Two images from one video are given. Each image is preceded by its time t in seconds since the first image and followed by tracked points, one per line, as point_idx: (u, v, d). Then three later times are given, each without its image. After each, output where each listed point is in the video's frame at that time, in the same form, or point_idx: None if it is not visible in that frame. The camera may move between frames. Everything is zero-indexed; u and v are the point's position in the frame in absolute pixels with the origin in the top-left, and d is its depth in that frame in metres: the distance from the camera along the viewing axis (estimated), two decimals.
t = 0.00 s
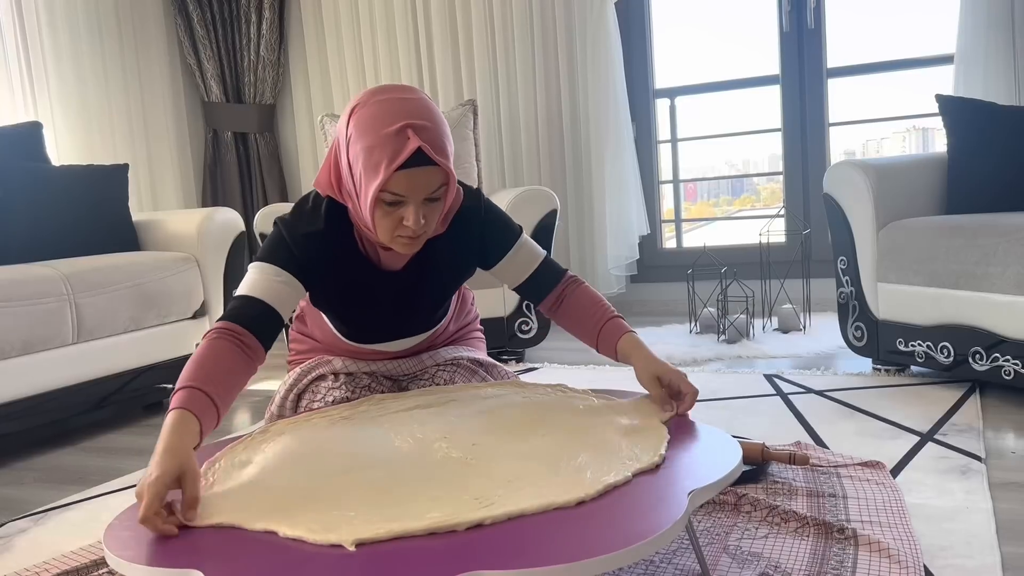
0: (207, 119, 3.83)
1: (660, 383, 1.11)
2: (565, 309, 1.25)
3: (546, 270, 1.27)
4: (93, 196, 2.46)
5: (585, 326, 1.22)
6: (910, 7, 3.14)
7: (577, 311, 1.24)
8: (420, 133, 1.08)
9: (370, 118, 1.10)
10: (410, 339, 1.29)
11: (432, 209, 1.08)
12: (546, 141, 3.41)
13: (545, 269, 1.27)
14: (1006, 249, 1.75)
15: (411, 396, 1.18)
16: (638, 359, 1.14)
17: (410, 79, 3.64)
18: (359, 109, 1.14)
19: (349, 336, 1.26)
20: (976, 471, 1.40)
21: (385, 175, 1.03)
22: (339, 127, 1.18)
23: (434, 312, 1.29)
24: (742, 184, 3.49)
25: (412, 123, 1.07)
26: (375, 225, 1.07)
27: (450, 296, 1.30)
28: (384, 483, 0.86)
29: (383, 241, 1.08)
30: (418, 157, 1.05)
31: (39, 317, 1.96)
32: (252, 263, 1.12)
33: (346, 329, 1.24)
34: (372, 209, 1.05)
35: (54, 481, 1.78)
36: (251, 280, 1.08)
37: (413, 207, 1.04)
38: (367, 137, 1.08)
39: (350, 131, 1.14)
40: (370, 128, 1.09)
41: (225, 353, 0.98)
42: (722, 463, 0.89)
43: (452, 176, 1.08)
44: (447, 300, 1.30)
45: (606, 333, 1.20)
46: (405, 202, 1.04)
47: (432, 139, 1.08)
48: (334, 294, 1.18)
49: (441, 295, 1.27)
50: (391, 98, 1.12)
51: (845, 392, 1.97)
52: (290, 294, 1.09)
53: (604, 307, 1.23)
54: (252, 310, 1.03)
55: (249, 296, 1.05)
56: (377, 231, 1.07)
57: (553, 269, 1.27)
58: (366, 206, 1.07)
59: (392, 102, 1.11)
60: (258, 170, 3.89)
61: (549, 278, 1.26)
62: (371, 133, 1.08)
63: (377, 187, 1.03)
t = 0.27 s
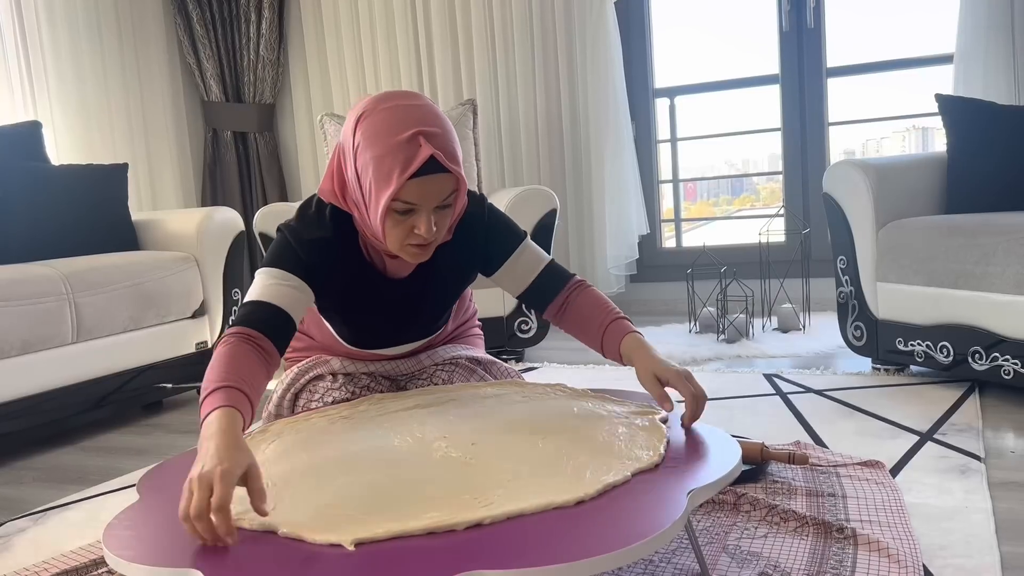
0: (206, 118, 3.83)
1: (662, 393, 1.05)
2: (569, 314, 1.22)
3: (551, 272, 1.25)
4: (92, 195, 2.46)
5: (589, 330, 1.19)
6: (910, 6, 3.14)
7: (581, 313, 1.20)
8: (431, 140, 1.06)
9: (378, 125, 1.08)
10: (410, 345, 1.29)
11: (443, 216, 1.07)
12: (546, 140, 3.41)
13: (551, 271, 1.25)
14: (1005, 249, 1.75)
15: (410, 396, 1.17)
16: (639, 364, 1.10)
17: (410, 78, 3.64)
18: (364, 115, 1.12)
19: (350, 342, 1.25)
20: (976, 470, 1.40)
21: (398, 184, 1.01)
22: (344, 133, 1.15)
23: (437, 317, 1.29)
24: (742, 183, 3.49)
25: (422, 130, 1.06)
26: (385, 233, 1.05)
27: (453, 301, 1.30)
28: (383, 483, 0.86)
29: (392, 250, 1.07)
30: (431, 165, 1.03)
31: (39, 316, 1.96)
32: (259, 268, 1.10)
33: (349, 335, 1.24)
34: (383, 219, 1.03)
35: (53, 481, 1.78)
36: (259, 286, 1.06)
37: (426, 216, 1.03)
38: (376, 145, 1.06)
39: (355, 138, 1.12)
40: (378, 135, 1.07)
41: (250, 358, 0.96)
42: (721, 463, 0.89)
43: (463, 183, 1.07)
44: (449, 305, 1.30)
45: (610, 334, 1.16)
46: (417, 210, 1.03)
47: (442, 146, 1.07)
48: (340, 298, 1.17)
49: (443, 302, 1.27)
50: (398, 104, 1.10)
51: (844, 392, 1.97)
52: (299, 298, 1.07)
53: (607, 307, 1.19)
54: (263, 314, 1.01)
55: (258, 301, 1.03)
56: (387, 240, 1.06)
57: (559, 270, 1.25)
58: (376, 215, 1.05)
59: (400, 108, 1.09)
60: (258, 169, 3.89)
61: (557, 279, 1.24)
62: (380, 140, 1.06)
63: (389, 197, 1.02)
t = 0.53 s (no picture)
0: (206, 118, 3.83)
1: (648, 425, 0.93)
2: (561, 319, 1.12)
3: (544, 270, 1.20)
4: (92, 195, 2.46)
5: (581, 340, 1.09)
6: (910, 7, 3.14)
7: (575, 324, 1.10)
8: (433, 143, 1.05)
9: (381, 127, 1.08)
10: (412, 349, 1.29)
11: (444, 221, 1.05)
12: (546, 140, 3.41)
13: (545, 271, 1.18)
14: (1005, 248, 1.75)
15: (410, 396, 1.17)
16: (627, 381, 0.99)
17: (410, 78, 3.64)
18: (370, 117, 1.12)
19: (355, 345, 1.23)
20: (975, 470, 1.40)
21: (396, 185, 1.01)
22: (350, 134, 1.15)
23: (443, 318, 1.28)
24: (742, 183, 3.49)
25: (425, 132, 1.05)
26: (385, 236, 1.04)
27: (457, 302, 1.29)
28: (382, 482, 0.86)
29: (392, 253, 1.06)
30: (431, 168, 1.02)
31: (38, 316, 1.96)
32: (273, 271, 1.06)
33: (355, 339, 1.22)
34: (382, 220, 1.03)
35: (53, 481, 1.78)
36: (277, 284, 1.03)
37: (424, 219, 1.01)
38: (379, 146, 1.05)
39: (360, 140, 1.12)
40: (381, 137, 1.06)
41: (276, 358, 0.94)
42: (721, 463, 0.89)
43: (465, 188, 1.06)
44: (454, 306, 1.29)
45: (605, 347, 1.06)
46: (416, 213, 1.02)
47: (445, 149, 1.06)
48: (352, 299, 1.15)
49: (446, 304, 1.26)
50: (403, 107, 1.10)
51: (844, 391, 1.97)
52: (320, 297, 1.05)
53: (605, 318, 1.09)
54: (283, 313, 0.98)
55: (275, 301, 1.00)
56: (386, 242, 1.05)
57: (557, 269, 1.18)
58: (376, 217, 1.04)
59: (405, 110, 1.09)
60: (257, 168, 3.89)
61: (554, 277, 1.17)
62: (382, 142, 1.06)
63: (388, 198, 1.01)
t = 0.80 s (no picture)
0: (206, 118, 3.83)
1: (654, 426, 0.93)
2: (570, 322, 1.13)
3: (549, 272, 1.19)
4: (92, 194, 2.46)
5: (589, 341, 1.09)
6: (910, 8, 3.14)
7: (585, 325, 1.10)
8: (430, 148, 1.05)
9: (379, 131, 1.08)
10: (413, 352, 1.28)
11: (441, 227, 1.05)
12: (545, 140, 3.41)
13: (546, 277, 1.17)
14: (1004, 249, 1.75)
15: (410, 396, 1.17)
16: (632, 385, 0.99)
17: (410, 78, 3.64)
18: (369, 120, 1.12)
19: (355, 348, 1.23)
20: (975, 471, 1.40)
21: (391, 191, 1.00)
22: (349, 139, 1.15)
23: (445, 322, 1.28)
24: (741, 182, 3.49)
25: (420, 137, 1.04)
26: (382, 242, 1.04)
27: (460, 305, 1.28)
28: (382, 483, 0.86)
29: (389, 259, 1.06)
30: (426, 174, 1.02)
31: (38, 316, 1.96)
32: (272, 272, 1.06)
33: (355, 342, 1.22)
34: (378, 226, 1.03)
35: (53, 480, 1.78)
36: (276, 285, 1.03)
37: (420, 225, 1.01)
38: (375, 151, 1.05)
39: (358, 143, 1.12)
40: (378, 141, 1.06)
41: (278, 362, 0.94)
42: (721, 463, 0.90)
43: (461, 194, 1.05)
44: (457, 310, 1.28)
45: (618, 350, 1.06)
46: (411, 220, 1.02)
47: (441, 154, 1.05)
48: (352, 302, 1.15)
49: (448, 308, 1.25)
50: (401, 111, 1.09)
51: (843, 392, 1.97)
52: (320, 300, 1.05)
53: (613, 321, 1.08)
54: (283, 316, 0.99)
55: (274, 303, 1.00)
56: (383, 248, 1.05)
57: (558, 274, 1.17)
58: (373, 223, 1.04)
59: (403, 114, 1.09)
60: (256, 167, 3.89)
61: (554, 282, 1.16)
62: (378, 146, 1.05)
63: (383, 204, 1.01)
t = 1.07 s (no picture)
0: (206, 117, 3.83)
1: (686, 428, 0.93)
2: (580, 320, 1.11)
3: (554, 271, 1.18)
4: (91, 194, 2.46)
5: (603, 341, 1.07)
6: (909, 8, 3.14)
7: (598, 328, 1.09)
8: (433, 150, 1.05)
9: (382, 133, 1.08)
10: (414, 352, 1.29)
11: (445, 230, 1.04)
12: (545, 140, 3.41)
13: (548, 280, 1.15)
14: (1003, 249, 1.75)
15: (410, 397, 1.17)
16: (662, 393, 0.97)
17: (410, 78, 3.64)
18: (372, 122, 1.12)
19: (358, 347, 1.24)
20: (974, 471, 1.40)
21: (393, 193, 1.00)
22: (353, 141, 1.15)
23: (448, 324, 1.28)
24: (741, 182, 3.49)
25: (423, 139, 1.04)
26: (385, 244, 1.04)
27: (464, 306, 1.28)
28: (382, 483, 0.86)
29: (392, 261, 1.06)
30: (429, 176, 1.02)
31: (38, 316, 1.95)
32: (277, 273, 1.06)
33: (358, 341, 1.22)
34: (381, 228, 1.03)
35: (53, 480, 1.78)
36: (281, 287, 1.03)
37: (422, 227, 1.01)
38: (378, 153, 1.05)
39: (361, 145, 1.12)
40: (381, 143, 1.06)
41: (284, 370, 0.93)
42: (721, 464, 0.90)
43: (464, 196, 1.05)
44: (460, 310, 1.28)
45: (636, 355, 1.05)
46: (414, 222, 1.01)
47: (444, 156, 1.05)
48: (357, 303, 1.15)
49: (451, 309, 1.25)
50: (405, 112, 1.09)
51: (843, 392, 1.97)
52: (325, 301, 1.04)
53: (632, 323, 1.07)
54: (288, 317, 0.98)
55: (278, 305, 1.00)
56: (386, 250, 1.05)
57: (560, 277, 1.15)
58: (376, 225, 1.04)
59: (406, 115, 1.09)
60: (256, 166, 3.88)
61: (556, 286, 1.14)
62: (381, 148, 1.05)
63: (386, 206, 1.01)
